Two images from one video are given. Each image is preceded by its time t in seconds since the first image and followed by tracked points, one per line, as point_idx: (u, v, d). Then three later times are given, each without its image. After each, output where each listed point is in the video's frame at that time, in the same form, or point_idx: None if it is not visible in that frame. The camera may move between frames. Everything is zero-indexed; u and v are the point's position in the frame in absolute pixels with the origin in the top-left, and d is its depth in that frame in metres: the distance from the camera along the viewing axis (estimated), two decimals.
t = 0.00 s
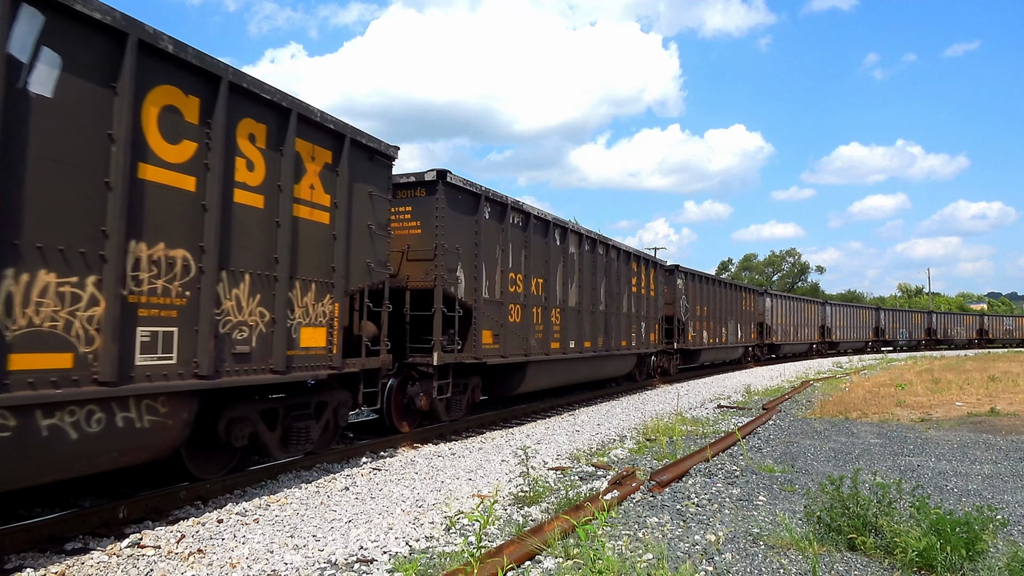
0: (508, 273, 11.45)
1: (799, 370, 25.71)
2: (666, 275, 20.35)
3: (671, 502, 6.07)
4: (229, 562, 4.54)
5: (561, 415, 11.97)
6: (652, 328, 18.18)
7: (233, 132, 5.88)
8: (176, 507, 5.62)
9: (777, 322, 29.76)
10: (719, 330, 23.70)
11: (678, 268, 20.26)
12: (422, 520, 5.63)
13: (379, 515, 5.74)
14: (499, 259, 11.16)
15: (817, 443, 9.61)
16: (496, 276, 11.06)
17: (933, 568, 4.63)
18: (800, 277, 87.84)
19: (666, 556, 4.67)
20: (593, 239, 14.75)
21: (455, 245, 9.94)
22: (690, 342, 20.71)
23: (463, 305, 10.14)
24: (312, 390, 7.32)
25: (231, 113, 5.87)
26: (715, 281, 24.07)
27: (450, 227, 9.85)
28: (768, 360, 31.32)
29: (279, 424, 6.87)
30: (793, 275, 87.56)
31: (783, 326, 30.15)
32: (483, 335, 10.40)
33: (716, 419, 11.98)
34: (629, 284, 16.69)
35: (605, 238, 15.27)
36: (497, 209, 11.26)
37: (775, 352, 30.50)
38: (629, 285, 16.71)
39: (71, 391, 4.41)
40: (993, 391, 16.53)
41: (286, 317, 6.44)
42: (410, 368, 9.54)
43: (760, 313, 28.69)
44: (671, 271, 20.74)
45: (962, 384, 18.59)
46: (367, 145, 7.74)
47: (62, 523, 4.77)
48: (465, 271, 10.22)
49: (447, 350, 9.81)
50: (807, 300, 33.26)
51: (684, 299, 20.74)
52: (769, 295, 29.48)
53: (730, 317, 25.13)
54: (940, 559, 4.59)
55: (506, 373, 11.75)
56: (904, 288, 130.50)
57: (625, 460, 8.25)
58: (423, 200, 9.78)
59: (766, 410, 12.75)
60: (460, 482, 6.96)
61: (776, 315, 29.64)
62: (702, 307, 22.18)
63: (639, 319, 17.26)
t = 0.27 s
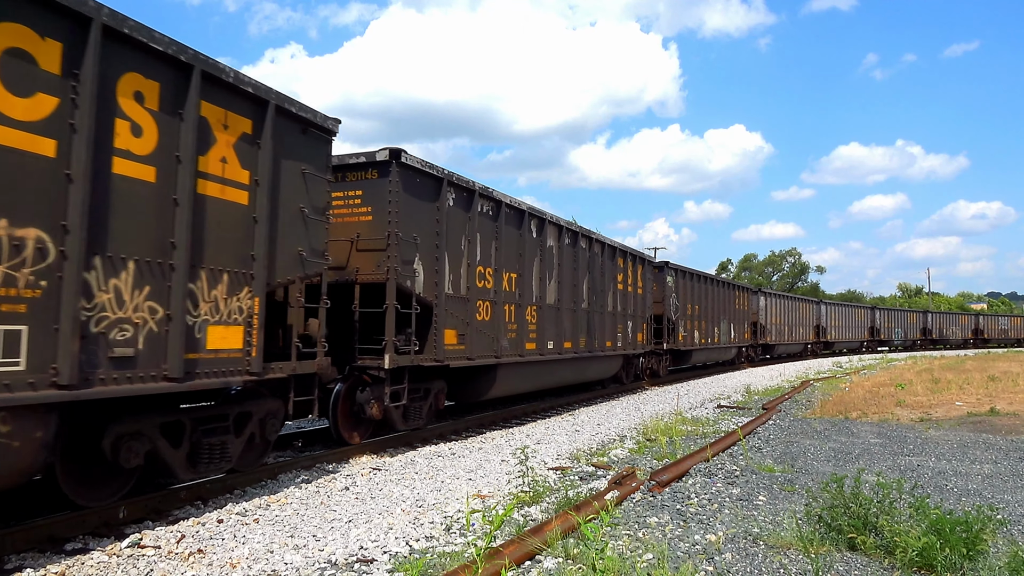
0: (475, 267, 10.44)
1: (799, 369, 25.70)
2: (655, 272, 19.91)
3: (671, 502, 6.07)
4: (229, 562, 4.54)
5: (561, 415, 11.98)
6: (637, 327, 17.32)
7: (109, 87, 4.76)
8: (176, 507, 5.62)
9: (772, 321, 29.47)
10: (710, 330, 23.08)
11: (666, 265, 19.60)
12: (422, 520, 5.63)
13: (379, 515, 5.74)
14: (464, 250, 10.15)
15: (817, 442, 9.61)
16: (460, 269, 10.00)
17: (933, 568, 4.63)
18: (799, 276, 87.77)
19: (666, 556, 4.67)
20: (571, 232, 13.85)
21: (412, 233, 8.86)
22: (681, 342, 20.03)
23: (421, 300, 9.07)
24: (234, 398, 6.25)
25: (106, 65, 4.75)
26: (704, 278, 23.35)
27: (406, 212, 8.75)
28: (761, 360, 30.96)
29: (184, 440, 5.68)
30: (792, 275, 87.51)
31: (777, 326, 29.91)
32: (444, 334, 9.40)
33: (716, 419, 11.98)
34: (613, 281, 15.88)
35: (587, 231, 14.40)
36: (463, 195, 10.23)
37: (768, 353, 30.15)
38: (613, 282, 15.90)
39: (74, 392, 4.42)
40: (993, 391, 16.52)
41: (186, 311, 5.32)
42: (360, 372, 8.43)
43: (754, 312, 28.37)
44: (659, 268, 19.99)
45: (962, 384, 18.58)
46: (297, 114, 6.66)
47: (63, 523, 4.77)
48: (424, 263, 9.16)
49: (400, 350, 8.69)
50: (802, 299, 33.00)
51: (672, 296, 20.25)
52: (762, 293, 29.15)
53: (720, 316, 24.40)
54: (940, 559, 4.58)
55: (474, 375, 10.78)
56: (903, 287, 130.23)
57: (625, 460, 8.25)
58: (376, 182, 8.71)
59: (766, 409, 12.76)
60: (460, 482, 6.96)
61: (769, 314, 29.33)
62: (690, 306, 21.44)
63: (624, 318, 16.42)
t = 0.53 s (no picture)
0: (437, 260, 9.28)
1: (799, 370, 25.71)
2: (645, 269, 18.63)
3: (671, 502, 6.07)
4: (228, 562, 4.54)
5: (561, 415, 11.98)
6: (623, 326, 16.15)
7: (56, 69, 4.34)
8: (176, 507, 5.61)
9: (768, 320, 28.82)
10: (704, 330, 22.00)
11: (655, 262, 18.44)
12: (421, 520, 5.63)
13: (379, 515, 5.74)
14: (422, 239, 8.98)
15: (817, 443, 9.61)
16: (418, 259, 8.84)
17: (933, 569, 4.62)
18: (800, 276, 87.81)
19: (666, 556, 4.67)
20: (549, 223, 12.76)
21: (357, 219, 7.74)
22: (672, 343, 18.95)
23: (367, 295, 7.89)
24: (130, 409, 5.12)
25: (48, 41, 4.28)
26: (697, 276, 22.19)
27: (350, 194, 7.60)
28: (756, 362, 30.37)
29: (52, 463, 4.59)
30: (791, 275, 87.45)
31: (774, 326, 29.34)
32: (396, 334, 8.25)
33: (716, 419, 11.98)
34: (597, 276, 14.77)
35: (567, 222, 13.28)
36: (422, 179, 9.04)
37: (764, 353, 29.49)
38: (597, 278, 14.79)
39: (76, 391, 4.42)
40: (993, 391, 16.52)
41: (38, 303, 4.18)
42: (299, 377, 7.44)
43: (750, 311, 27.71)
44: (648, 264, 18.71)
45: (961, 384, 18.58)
46: (202, 73, 5.49)
47: (62, 523, 4.76)
48: (373, 255, 8.02)
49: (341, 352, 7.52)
50: (798, 299, 32.52)
51: (664, 296, 18.82)
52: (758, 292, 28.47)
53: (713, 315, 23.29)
54: (940, 559, 4.58)
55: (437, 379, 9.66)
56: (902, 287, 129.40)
57: (625, 460, 8.25)
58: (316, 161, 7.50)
59: (766, 410, 12.76)
60: (460, 482, 6.95)
61: (765, 313, 28.67)
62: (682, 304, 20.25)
63: (609, 317, 15.29)
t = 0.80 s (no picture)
0: (389, 250, 8.12)
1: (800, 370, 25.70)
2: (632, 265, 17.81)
3: (671, 502, 6.07)
4: (229, 562, 4.54)
5: (561, 415, 11.97)
6: (607, 327, 15.00)
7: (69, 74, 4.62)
8: (177, 507, 5.62)
9: (763, 319, 28.18)
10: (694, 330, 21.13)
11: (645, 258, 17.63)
12: (422, 520, 5.63)
13: (379, 515, 5.74)
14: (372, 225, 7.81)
15: (817, 443, 9.61)
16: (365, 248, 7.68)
17: (933, 569, 4.62)
18: (800, 276, 87.83)
19: (666, 556, 4.68)
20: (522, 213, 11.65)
21: (287, 199, 6.55)
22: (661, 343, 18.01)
23: (298, 290, 6.69)
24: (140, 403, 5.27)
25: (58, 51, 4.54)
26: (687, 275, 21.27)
27: (278, 170, 6.43)
28: (749, 363, 29.76)
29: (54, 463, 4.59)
30: (791, 275, 87.43)
31: (768, 326, 28.74)
32: (335, 334, 7.09)
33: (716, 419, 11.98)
34: (578, 272, 13.72)
35: (544, 213, 12.31)
36: (371, 158, 7.86)
37: (758, 354, 28.84)
38: (578, 274, 13.75)
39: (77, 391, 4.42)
40: (993, 391, 16.51)
41: None
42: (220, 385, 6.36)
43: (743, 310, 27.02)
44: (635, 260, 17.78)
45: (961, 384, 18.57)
46: (67, 14, 4.54)
47: (63, 524, 4.77)
48: (309, 243, 6.79)
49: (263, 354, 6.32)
50: (793, 298, 32.03)
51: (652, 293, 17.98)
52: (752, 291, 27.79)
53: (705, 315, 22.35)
54: (940, 559, 4.58)
55: (390, 384, 8.53)
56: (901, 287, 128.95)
57: (625, 460, 8.25)
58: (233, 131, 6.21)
59: (766, 410, 12.76)
60: (460, 482, 6.96)
61: (760, 312, 28.03)
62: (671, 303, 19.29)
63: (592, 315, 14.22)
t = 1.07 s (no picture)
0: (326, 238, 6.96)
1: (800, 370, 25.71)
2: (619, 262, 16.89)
3: (671, 502, 6.07)
4: (229, 561, 4.54)
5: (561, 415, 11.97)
6: (588, 325, 14.06)
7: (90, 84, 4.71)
8: (176, 507, 5.62)
9: (757, 319, 27.56)
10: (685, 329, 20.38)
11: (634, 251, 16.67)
12: (422, 520, 5.63)
13: (379, 515, 5.74)
14: (305, 207, 6.65)
15: (817, 443, 9.61)
16: (296, 234, 6.53)
17: (933, 569, 4.63)
18: (800, 276, 87.89)
19: (666, 556, 4.68)
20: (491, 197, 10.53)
21: (191, 173, 5.43)
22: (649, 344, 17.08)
23: (204, 281, 5.56)
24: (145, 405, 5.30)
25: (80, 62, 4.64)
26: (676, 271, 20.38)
27: (178, 140, 5.35)
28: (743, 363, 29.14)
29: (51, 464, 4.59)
30: (790, 275, 87.41)
31: (763, 325, 28.09)
32: (254, 333, 5.99)
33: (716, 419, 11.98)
34: (555, 267, 12.75)
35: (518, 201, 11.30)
36: (305, 129, 6.69)
37: (752, 355, 28.17)
38: (556, 269, 12.79)
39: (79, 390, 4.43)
40: (992, 391, 16.52)
41: None
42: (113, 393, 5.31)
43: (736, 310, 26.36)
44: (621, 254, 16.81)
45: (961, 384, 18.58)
46: None
47: (62, 523, 4.76)
48: (218, 228, 5.67)
49: (160, 357, 5.18)
50: (788, 298, 31.46)
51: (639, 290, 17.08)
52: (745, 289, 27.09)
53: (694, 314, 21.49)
54: (940, 559, 4.59)
55: (334, 392, 7.48)
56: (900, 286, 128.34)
57: (625, 460, 8.25)
58: (122, 89, 5.14)
59: (766, 410, 12.76)
60: (460, 482, 6.95)
61: (753, 312, 27.36)
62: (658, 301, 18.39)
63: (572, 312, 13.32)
